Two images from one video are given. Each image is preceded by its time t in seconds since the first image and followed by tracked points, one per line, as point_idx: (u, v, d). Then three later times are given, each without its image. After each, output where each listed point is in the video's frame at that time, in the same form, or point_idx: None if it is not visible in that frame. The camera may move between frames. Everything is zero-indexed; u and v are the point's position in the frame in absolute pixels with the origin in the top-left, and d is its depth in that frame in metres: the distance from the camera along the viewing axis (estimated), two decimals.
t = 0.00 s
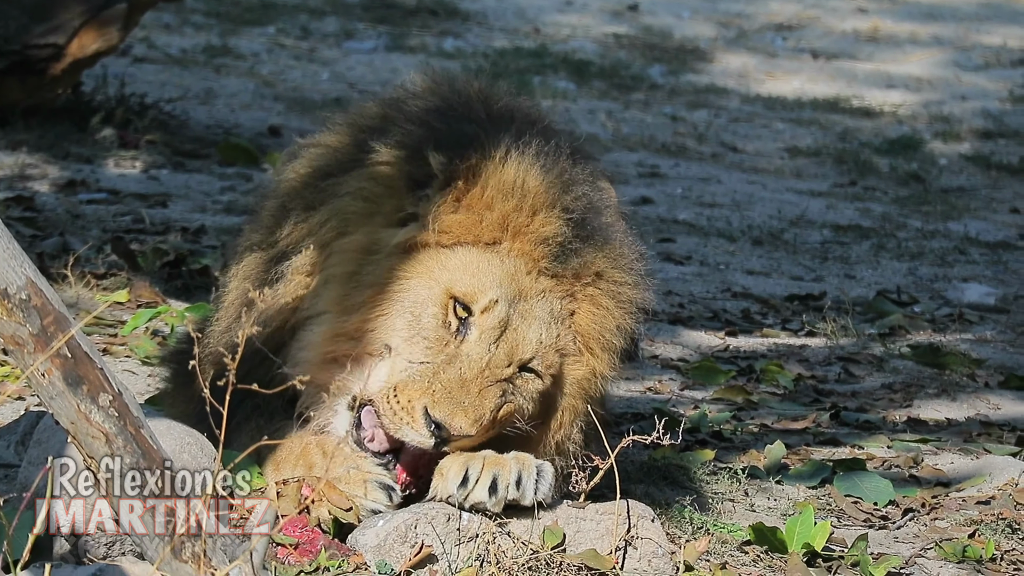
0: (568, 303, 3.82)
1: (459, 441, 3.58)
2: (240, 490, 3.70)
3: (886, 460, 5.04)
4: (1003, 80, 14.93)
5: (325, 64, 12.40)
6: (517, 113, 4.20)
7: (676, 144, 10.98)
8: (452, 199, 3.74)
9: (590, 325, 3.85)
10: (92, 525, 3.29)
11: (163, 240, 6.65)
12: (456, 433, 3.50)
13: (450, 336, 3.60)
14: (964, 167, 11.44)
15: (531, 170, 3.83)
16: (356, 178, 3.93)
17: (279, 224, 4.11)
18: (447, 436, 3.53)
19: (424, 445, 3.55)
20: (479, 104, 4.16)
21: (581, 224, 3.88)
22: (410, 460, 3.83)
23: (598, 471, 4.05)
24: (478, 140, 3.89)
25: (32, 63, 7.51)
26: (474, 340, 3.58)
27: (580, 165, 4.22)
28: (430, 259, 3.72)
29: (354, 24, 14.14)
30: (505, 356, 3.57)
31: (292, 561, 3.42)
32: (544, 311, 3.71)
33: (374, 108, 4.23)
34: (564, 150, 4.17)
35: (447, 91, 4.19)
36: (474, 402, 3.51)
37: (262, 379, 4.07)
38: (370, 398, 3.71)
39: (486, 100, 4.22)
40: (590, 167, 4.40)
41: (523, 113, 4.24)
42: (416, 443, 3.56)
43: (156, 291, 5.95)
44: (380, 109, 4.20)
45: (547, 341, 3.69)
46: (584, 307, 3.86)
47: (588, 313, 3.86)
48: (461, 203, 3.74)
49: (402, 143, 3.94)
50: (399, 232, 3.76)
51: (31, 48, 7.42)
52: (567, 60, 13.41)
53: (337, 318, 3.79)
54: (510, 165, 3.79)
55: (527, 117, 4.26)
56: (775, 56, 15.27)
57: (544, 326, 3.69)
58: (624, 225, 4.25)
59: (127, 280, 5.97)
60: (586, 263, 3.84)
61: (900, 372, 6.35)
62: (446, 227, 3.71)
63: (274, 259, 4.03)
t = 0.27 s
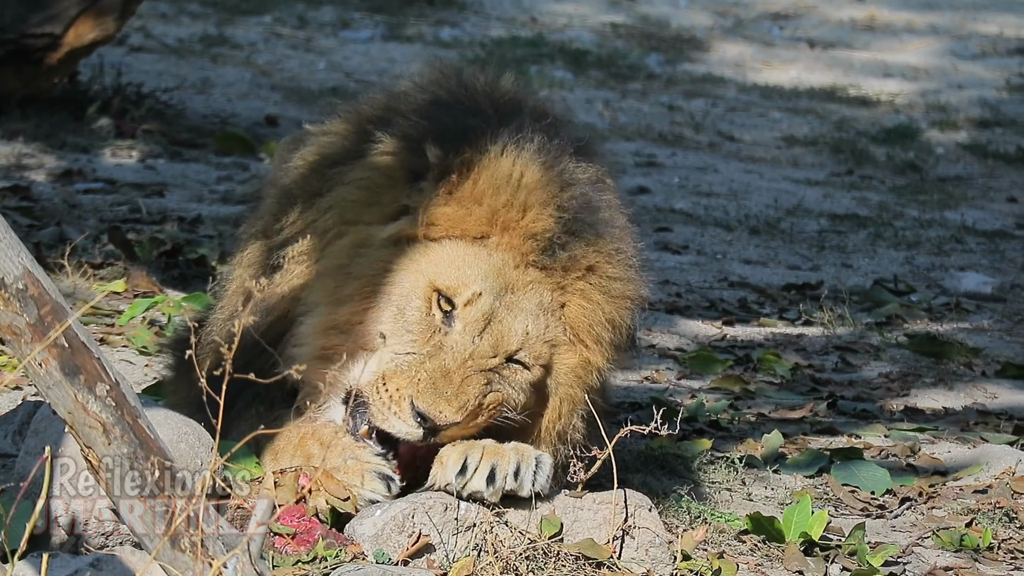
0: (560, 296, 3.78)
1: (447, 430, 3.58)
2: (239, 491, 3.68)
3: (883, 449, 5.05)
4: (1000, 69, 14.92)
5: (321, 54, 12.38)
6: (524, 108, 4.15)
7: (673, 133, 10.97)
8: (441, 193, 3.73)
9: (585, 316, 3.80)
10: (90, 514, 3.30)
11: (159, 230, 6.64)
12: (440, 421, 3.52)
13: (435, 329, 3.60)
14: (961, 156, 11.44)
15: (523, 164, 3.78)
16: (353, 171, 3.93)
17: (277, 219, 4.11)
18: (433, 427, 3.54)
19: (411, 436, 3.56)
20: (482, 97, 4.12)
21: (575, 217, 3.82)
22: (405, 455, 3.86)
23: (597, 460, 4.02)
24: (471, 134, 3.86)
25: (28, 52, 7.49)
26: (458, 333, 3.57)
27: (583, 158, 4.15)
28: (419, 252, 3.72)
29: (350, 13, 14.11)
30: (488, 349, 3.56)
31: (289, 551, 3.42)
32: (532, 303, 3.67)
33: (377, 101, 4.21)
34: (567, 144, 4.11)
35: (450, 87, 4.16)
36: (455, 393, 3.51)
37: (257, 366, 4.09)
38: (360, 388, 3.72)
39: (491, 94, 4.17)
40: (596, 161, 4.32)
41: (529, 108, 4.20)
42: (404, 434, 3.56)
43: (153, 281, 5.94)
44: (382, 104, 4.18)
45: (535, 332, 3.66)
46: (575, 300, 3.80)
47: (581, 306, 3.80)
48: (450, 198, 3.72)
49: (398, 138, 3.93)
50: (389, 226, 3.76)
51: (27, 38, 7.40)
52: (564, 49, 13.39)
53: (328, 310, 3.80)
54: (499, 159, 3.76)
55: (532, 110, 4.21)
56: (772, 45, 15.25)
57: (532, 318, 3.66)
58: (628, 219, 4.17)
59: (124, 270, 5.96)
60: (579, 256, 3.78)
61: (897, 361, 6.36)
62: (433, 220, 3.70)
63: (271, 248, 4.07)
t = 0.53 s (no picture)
0: (527, 262, 3.78)
1: (436, 414, 3.54)
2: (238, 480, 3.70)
3: (884, 438, 5.05)
4: (1000, 58, 14.90)
5: (321, 43, 12.36)
6: (467, 79, 4.16)
7: (673, 122, 10.96)
8: (390, 177, 3.74)
9: (556, 277, 3.79)
10: (90, 505, 3.30)
11: (160, 219, 6.63)
12: (426, 408, 3.48)
13: (408, 315, 3.61)
14: (961, 144, 11.43)
15: (467, 137, 3.81)
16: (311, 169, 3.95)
17: (265, 208, 4.11)
18: (419, 413, 3.50)
19: (400, 424, 3.53)
20: (429, 73, 4.15)
21: (528, 175, 3.81)
22: (405, 451, 3.86)
23: (596, 446, 4.02)
24: (415, 112, 3.88)
25: (27, 41, 7.48)
26: (430, 317, 3.58)
27: (537, 120, 4.16)
28: (383, 244, 3.75)
29: (350, 3, 14.09)
30: (462, 327, 3.57)
31: (290, 541, 3.43)
32: (499, 273, 3.68)
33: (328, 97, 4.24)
34: (517, 108, 4.13)
35: (405, 74, 4.18)
36: (435, 376, 3.51)
37: (256, 358, 4.08)
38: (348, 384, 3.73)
39: (443, 65, 4.20)
40: (561, 123, 4.32)
41: (482, 78, 4.21)
42: (392, 422, 3.54)
43: (154, 270, 5.94)
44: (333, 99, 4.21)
45: (507, 302, 3.67)
46: (544, 262, 3.80)
47: (551, 265, 3.79)
48: (402, 181, 3.74)
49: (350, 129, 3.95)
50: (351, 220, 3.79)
51: (27, 27, 7.40)
52: (564, 38, 13.37)
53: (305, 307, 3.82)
54: (445, 134, 3.79)
55: (488, 79, 4.23)
56: (772, 34, 15.23)
57: (501, 288, 3.67)
58: (594, 169, 4.15)
59: (124, 259, 5.96)
60: (539, 215, 3.78)
61: (898, 350, 6.36)
62: (389, 208, 3.72)
63: (263, 230, 4.06)
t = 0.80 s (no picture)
0: (527, 260, 3.77)
1: (427, 401, 3.57)
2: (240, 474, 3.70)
3: (885, 432, 5.05)
4: (1002, 51, 14.88)
5: (322, 37, 12.35)
6: (476, 76, 4.16)
7: (675, 117, 10.94)
8: (392, 170, 3.74)
9: (556, 276, 3.79)
10: (92, 500, 3.30)
11: (161, 214, 6.62)
12: (419, 389, 3.51)
13: (405, 304, 3.61)
14: (963, 138, 11.42)
15: (470, 130, 3.81)
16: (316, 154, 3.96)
17: (269, 194, 4.11)
18: (413, 396, 3.52)
19: (392, 405, 3.54)
20: (439, 68, 4.16)
21: (533, 175, 3.82)
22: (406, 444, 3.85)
23: (598, 441, 4.02)
24: (422, 104, 3.88)
25: (28, 36, 7.48)
26: (426, 306, 3.58)
27: (544, 121, 4.16)
28: (384, 231, 3.76)
29: None
30: (458, 319, 3.56)
31: (292, 536, 3.43)
32: (497, 268, 3.68)
33: (342, 85, 4.24)
34: (525, 108, 4.13)
35: (416, 68, 4.17)
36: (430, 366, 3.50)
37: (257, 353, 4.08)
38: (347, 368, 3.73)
39: (452, 62, 4.21)
40: (569, 128, 4.33)
41: (491, 77, 4.20)
42: (383, 401, 3.54)
43: (156, 266, 5.93)
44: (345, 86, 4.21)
45: (504, 298, 3.67)
46: (544, 261, 3.79)
47: (551, 264, 3.79)
48: (405, 172, 3.74)
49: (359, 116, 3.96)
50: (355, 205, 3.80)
51: (27, 22, 7.40)
52: (565, 32, 13.35)
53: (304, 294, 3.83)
54: (449, 128, 3.79)
55: (496, 78, 4.22)
56: (773, 27, 15.21)
57: (498, 283, 3.67)
58: (600, 173, 4.15)
59: (126, 255, 5.96)
60: (542, 214, 3.79)
61: (900, 344, 6.35)
62: (391, 200, 3.72)
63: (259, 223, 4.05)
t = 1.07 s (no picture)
0: (529, 254, 3.77)
1: (429, 401, 3.60)
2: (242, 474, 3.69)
3: (886, 432, 5.05)
4: (1003, 51, 14.87)
5: (324, 37, 12.35)
6: (469, 75, 4.16)
7: (676, 117, 10.94)
8: (391, 170, 3.73)
9: (557, 270, 3.79)
10: (92, 500, 3.30)
11: (163, 214, 6.62)
12: (422, 392, 3.52)
13: (407, 301, 3.61)
14: (964, 138, 11.42)
15: (469, 126, 3.81)
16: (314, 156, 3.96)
17: (266, 195, 4.11)
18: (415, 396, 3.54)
19: (394, 405, 3.58)
20: (433, 67, 4.16)
21: (533, 168, 3.82)
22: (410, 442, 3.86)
23: (600, 440, 4.02)
24: (419, 102, 3.87)
25: (30, 36, 7.49)
26: (428, 302, 3.58)
27: (540, 114, 4.16)
28: (383, 229, 3.75)
29: None
30: (461, 315, 3.56)
31: (293, 535, 3.42)
32: (499, 262, 3.68)
33: (336, 86, 4.24)
34: (521, 102, 4.12)
35: (410, 68, 4.17)
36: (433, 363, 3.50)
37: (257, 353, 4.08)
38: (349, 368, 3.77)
39: (444, 62, 4.22)
40: (566, 121, 4.33)
41: (484, 74, 4.21)
42: (387, 404, 3.59)
43: (157, 266, 5.94)
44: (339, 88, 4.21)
45: (506, 293, 3.67)
46: (545, 254, 3.79)
47: (552, 257, 3.79)
48: (404, 170, 3.74)
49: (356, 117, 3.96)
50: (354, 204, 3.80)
51: (29, 22, 7.41)
52: (567, 33, 13.35)
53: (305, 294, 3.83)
54: (443, 133, 3.76)
55: (491, 75, 4.23)
56: (775, 27, 15.21)
57: (501, 278, 3.66)
58: (597, 164, 4.15)
59: (127, 254, 5.96)
60: (542, 207, 3.78)
61: (901, 344, 6.35)
62: (392, 200, 3.72)
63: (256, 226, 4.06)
